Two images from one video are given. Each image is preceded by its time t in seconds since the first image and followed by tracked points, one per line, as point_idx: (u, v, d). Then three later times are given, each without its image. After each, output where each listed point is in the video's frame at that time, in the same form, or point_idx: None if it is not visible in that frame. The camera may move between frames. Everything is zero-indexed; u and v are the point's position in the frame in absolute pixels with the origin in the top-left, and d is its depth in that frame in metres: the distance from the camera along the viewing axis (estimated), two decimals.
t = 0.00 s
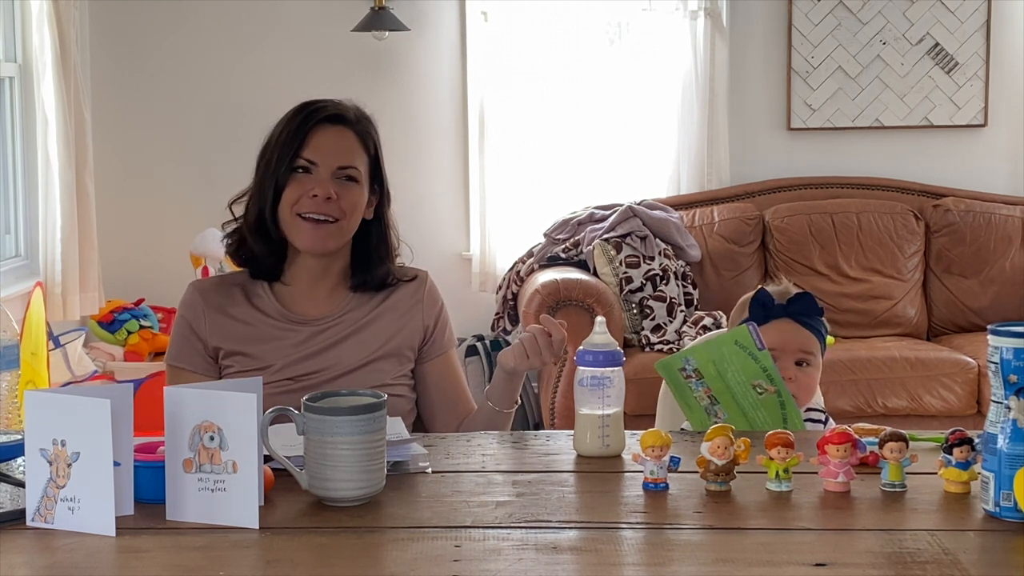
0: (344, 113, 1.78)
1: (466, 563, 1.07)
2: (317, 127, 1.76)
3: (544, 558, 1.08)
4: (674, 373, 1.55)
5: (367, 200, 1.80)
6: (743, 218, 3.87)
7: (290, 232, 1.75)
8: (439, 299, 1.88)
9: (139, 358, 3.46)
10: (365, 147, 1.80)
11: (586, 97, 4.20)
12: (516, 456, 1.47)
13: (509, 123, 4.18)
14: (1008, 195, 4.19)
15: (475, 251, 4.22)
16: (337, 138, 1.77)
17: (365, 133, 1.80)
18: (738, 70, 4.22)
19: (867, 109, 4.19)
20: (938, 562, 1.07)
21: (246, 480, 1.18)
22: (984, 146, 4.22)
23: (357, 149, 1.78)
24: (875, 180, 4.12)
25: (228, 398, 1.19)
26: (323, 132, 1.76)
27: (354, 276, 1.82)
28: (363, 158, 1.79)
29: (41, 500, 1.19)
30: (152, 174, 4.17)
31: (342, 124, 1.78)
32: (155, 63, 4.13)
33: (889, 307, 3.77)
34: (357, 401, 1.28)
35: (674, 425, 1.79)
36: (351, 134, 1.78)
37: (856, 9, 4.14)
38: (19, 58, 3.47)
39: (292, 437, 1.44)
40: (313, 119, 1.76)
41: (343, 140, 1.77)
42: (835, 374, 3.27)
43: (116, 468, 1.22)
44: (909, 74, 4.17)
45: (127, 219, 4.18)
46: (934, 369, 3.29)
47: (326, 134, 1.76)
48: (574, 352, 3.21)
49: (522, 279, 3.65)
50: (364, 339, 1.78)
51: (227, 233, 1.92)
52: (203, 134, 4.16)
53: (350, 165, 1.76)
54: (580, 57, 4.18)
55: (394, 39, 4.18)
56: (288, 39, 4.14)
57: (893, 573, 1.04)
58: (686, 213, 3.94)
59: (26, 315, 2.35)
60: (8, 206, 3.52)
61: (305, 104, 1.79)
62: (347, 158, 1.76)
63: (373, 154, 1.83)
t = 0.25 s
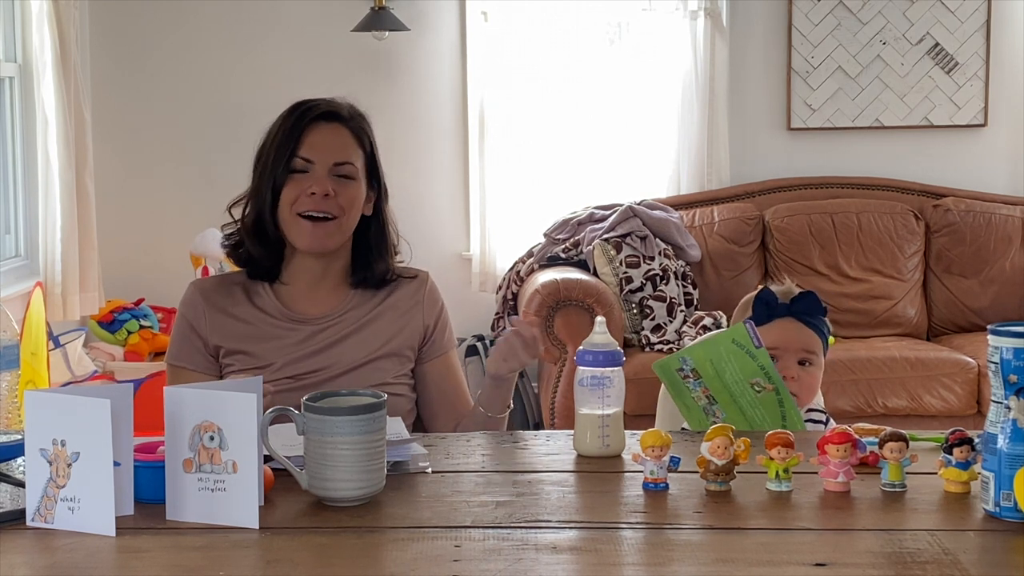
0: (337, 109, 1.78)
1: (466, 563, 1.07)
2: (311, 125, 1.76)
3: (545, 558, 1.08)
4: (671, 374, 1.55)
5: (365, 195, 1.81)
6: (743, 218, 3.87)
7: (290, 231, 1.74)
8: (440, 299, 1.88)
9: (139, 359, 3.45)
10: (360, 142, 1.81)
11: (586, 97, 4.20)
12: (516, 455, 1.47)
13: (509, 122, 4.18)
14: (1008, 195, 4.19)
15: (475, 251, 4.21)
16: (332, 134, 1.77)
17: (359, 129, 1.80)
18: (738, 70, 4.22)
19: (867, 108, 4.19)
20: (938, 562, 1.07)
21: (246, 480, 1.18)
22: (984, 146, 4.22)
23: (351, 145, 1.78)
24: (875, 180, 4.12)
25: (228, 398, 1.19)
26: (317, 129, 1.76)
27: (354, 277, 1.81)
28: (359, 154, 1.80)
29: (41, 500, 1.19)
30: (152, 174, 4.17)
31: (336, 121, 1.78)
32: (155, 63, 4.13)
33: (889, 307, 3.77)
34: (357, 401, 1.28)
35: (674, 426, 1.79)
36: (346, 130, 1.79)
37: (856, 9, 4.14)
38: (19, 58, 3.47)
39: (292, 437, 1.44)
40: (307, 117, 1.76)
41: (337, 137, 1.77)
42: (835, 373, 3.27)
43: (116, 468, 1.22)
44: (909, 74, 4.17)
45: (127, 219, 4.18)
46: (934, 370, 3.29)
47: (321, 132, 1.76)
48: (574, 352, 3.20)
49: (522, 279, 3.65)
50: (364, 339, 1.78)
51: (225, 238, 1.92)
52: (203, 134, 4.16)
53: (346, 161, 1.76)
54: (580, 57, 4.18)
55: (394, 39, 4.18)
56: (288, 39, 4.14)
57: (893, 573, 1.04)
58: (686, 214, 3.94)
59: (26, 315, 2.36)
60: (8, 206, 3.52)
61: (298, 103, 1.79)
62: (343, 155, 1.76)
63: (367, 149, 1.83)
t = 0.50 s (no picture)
0: (315, 110, 1.78)
1: (466, 562, 1.07)
2: (293, 130, 1.76)
3: (544, 558, 1.08)
4: (665, 376, 1.54)
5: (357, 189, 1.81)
6: (743, 218, 3.87)
7: (286, 238, 1.75)
8: (440, 300, 1.88)
9: (139, 358, 3.46)
10: (344, 139, 1.80)
11: (586, 97, 4.20)
12: (516, 455, 1.47)
13: (509, 122, 4.18)
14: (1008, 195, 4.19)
15: (475, 250, 4.21)
16: (314, 136, 1.77)
17: (341, 126, 1.80)
18: (738, 70, 4.22)
19: (867, 108, 4.19)
20: (938, 562, 1.07)
21: (246, 479, 1.18)
22: (984, 146, 4.22)
23: (336, 143, 1.78)
24: (875, 180, 4.12)
25: (228, 398, 1.19)
26: (300, 134, 1.76)
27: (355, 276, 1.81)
28: (345, 151, 1.80)
29: (41, 500, 1.19)
30: (152, 174, 4.17)
31: (317, 123, 1.78)
32: (156, 63, 4.13)
33: (889, 307, 3.77)
34: (357, 401, 1.28)
35: (674, 426, 1.79)
36: (328, 130, 1.79)
37: (856, 9, 4.14)
38: (19, 58, 3.47)
39: (292, 437, 1.44)
40: (286, 123, 1.76)
41: (321, 137, 1.77)
42: (834, 373, 3.27)
43: (116, 468, 1.22)
44: (909, 74, 4.17)
45: (127, 219, 4.18)
46: (934, 370, 3.29)
47: (303, 135, 1.76)
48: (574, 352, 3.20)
49: (522, 278, 3.65)
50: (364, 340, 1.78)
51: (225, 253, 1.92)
52: (203, 134, 4.16)
53: (333, 161, 1.76)
54: (580, 57, 4.18)
55: (394, 39, 4.18)
56: (288, 39, 4.14)
57: (893, 573, 1.04)
58: (685, 213, 3.94)
59: (26, 315, 2.36)
60: (8, 206, 3.52)
61: (277, 111, 1.79)
62: (329, 155, 1.76)
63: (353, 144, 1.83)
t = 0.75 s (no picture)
0: (300, 109, 1.80)
1: (466, 563, 1.07)
2: (278, 129, 1.78)
3: (544, 558, 1.08)
4: (656, 385, 1.53)
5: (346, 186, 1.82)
6: (743, 218, 3.87)
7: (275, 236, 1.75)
8: (439, 300, 1.88)
9: (139, 358, 3.46)
10: (331, 137, 1.82)
11: (586, 97, 4.20)
12: (516, 456, 1.46)
13: (509, 122, 4.18)
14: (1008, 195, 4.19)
15: (475, 250, 4.21)
16: (299, 134, 1.78)
17: (327, 123, 1.82)
18: (738, 70, 4.22)
19: (867, 108, 4.19)
20: (938, 562, 1.07)
21: (246, 480, 1.18)
22: (984, 146, 4.23)
23: (321, 140, 1.80)
24: (875, 180, 4.12)
25: (228, 398, 1.19)
26: (284, 132, 1.78)
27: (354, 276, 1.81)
28: (331, 148, 1.81)
29: (41, 500, 1.19)
30: (152, 174, 4.17)
31: (301, 121, 1.80)
32: (156, 63, 4.13)
33: (889, 307, 3.77)
34: (357, 401, 1.28)
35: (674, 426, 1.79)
36: (312, 127, 1.80)
37: (856, 9, 4.14)
38: (19, 59, 3.46)
39: (292, 437, 1.44)
40: (271, 122, 1.78)
41: (305, 135, 1.79)
42: (835, 373, 3.27)
43: (115, 468, 1.22)
44: (909, 74, 4.17)
45: (127, 219, 4.18)
46: (934, 370, 3.29)
47: (287, 134, 1.78)
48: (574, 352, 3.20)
49: (522, 278, 3.65)
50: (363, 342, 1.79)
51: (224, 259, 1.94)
52: (203, 134, 4.16)
53: (318, 157, 1.77)
54: (580, 57, 4.18)
55: (394, 39, 4.18)
56: (288, 39, 4.14)
57: (893, 573, 1.04)
58: (686, 213, 3.94)
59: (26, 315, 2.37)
60: (8, 206, 3.52)
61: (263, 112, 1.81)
62: (313, 152, 1.78)
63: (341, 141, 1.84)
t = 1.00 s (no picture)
0: (312, 107, 1.81)
1: (466, 562, 1.07)
2: (289, 125, 1.79)
3: (544, 558, 1.08)
4: (657, 382, 1.53)
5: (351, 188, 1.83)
6: (743, 218, 3.87)
7: (276, 232, 1.76)
8: (437, 299, 1.88)
9: (139, 358, 3.47)
10: (340, 138, 1.83)
11: (586, 97, 4.20)
12: (516, 455, 1.46)
13: (508, 122, 4.18)
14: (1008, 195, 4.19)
15: (475, 250, 4.21)
16: (309, 132, 1.79)
17: (337, 124, 1.83)
18: (738, 70, 4.22)
19: (867, 108, 4.19)
20: (938, 562, 1.07)
21: (246, 480, 1.18)
22: (984, 146, 4.23)
23: (330, 140, 1.81)
24: (875, 180, 4.12)
25: (228, 398, 1.19)
26: (294, 129, 1.79)
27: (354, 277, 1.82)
28: (339, 148, 1.82)
29: (41, 500, 1.19)
30: (152, 174, 4.17)
31: (313, 119, 1.81)
32: (157, 63, 4.13)
33: (889, 307, 3.77)
34: (357, 401, 1.28)
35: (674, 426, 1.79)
36: (323, 126, 1.81)
37: (856, 9, 4.14)
38: (19, 59, 3.46)
39: (292, 436, 1.44)
40: (283, 118, 1.79)
41: (315, 133, 1.80)
42: (834, 373, 3.27)
43: (116, 468, 1.22)
44: (909, 74, 4.17)
45: (127, 219, 4.18)
46: (934, 370, 3.29)
47: (298, 130, 1.79)
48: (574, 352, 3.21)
49: (522, 278, 3.65)
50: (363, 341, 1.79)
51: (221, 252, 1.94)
52: (203, 134, 4.16)
53: (326, 157, 1.79)
54: (580, 57, 4.18)
55: (394, 39, 4.18)
56: (288, 39, 4.14)
57: (893, 573, 1.04)
58: (686, 213, 3.94)
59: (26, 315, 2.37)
60: (8, 206, 3.52)
61: (275, 107, 1.82)
62: (322, 150, 1.79)
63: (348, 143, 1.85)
